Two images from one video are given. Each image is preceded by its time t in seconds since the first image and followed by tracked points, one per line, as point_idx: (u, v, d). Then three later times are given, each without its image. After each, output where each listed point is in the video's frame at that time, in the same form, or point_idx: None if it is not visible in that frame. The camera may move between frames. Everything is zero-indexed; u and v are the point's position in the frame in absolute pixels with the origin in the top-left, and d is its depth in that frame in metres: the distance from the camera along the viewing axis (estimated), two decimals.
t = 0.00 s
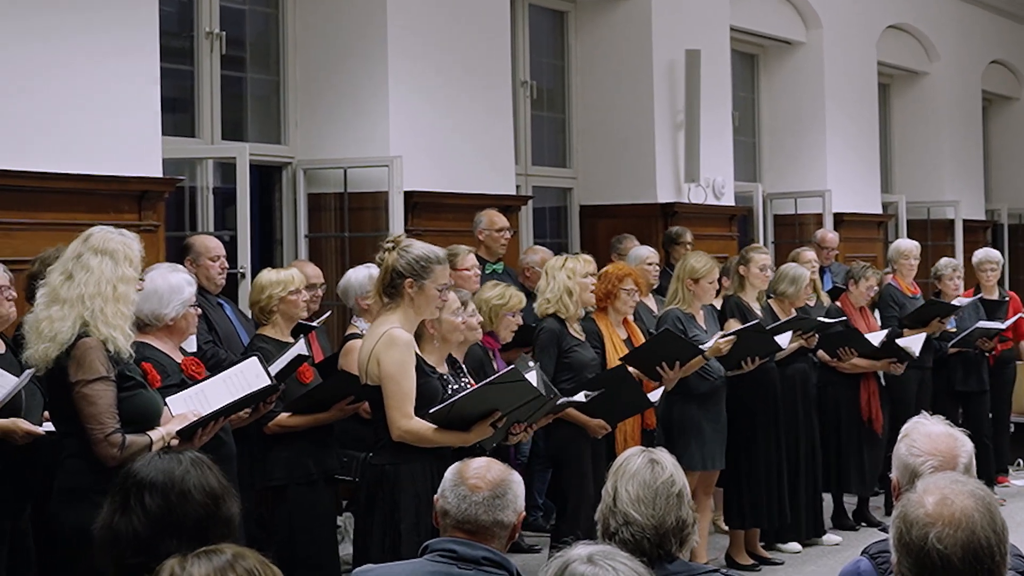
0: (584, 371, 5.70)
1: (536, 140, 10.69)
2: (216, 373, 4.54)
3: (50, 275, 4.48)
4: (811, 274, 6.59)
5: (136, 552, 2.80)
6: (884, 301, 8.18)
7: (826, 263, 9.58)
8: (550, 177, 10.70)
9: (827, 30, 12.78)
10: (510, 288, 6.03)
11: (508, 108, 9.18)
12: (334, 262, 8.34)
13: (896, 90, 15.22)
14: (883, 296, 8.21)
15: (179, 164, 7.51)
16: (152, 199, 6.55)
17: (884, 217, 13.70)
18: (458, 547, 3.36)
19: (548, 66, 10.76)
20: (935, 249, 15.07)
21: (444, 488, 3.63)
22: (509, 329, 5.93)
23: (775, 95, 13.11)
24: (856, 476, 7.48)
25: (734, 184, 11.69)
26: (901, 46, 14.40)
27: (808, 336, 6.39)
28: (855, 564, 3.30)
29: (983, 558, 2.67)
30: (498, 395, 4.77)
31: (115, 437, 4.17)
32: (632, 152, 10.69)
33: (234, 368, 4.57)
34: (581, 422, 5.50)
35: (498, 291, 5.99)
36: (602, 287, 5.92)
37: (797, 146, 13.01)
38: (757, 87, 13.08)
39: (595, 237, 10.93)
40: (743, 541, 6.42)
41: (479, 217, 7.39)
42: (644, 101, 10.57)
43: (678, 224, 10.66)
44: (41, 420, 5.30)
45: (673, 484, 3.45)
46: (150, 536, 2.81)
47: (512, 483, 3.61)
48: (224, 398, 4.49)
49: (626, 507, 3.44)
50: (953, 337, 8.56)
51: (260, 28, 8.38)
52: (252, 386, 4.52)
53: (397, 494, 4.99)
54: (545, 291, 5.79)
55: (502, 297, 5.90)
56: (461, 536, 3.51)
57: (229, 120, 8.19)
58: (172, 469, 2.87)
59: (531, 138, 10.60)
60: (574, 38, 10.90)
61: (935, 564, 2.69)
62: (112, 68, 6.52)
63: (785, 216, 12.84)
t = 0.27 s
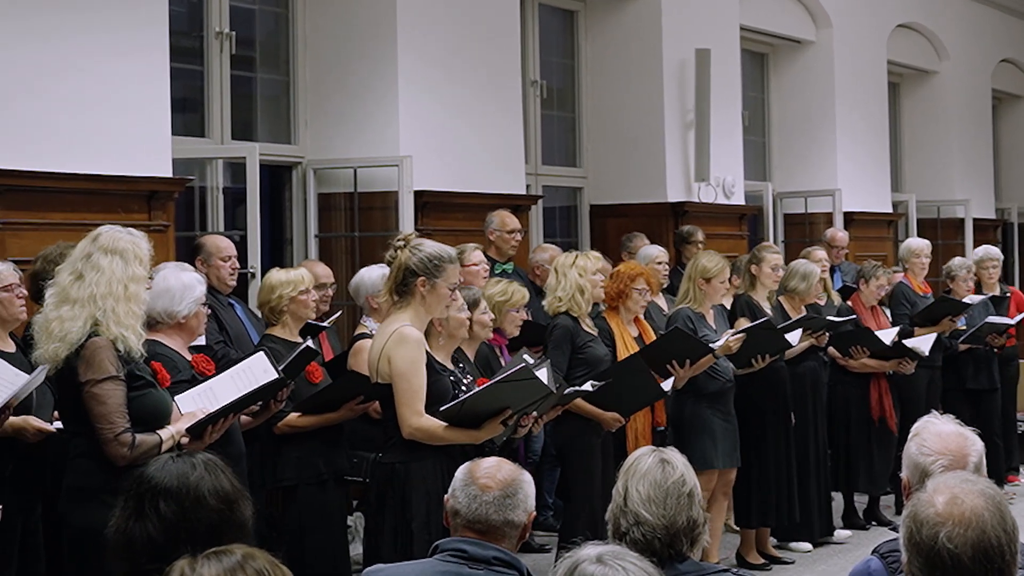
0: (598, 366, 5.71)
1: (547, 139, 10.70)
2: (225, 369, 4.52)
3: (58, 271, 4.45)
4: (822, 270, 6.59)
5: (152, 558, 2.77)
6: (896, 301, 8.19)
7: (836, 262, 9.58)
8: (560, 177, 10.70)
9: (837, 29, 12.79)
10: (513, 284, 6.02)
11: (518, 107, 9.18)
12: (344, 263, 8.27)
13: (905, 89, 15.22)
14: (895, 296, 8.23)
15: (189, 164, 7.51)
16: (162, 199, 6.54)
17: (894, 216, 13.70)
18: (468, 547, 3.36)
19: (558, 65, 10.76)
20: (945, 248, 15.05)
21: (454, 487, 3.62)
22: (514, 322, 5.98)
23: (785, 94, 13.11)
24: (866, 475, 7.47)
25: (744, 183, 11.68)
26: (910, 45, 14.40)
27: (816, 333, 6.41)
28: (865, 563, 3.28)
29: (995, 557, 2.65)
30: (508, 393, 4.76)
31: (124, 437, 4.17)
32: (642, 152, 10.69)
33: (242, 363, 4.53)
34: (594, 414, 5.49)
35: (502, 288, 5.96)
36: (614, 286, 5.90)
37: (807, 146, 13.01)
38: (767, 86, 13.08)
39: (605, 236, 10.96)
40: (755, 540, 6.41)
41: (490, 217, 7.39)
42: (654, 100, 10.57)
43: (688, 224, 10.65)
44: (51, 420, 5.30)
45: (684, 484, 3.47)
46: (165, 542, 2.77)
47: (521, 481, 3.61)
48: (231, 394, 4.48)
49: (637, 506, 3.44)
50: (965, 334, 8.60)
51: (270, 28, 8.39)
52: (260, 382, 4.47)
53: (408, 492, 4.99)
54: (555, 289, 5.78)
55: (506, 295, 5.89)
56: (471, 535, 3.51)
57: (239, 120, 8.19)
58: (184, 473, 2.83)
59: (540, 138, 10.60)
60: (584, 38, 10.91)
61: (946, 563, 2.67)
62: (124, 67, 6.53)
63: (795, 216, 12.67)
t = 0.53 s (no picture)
0: (608, 369, 5.74)
1: (557, 138, 10.71)
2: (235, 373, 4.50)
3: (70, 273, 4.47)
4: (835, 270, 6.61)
5: (146, 552, 2.85)
6: (904, 300, 8.24)
7: (846, 261, 9.59)
8: (570, 176, 10.71)
9: (846, 29, 12.78)
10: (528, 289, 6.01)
11: (529, 107, 9.18)
12: (355, 263, 8.31)
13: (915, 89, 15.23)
14: (902, 295, 8.27)
15: (199, 164, 7.51)
16: (173, 199, 6.53)
17: (904, 215, 13.70)
18: (478, 545, 3.36)
19: (568, 65, 10.77)
20: (955, 246, 15.04)
21: (463, 487, 3.62)
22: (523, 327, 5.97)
23: (795, 93, 13.10)
24: (876, 474, 7.48)
25: (754, 183, 11.68)
26: (920, 44, 14.40)
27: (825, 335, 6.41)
28: (876, 562, 3.27)
29: (1004, 555, 2.62)
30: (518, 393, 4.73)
31: (133, 438, 4.17)
32: (652, 152, 10.68)
33: (254, 367, 4.52)
34: (603, 420, 5.51)
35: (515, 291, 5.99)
36: (627, 286, 5.90)
37: (817, 145, 13.01)
38: (778, 85, 13.06)
39: (615, 235, 10.97)
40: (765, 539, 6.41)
41: (501, 216, 7.37)
42: (664, 100, 10.57)
43: (698, 224, 10.65)
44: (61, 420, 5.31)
45: (695, 483, 3.46)
46: (156, 536, 2.85)
47: (532, 481, 3.60)
48: (242, 398, 4.44)
49: (648, 505, 3.45)
50: (976, 333, 8.62)
51: (280, 28, 8.39)
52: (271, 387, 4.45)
53: (418, 492, 4.99)
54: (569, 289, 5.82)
55: (518, 298, 5.89)
56: (481, 535, 3.51)
57: (249, 121, 8.19)
58: (169, 468, 2.93)
59: (550, 137, 10.61)
60: (594, 37, 10.91)
61: (955, 562, 2.64)
62: (136, 68, 6.53)
63: (805, 215, 12.80)
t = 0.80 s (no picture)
0: (618, 363, 5.74)
1: (566, 132, 10.73)
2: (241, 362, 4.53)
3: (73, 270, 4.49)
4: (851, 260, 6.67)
5: (172, 552, 2.75)
6: (911, 294, 8.26)
7: (856, 255, 9.59)
8: (579, 170, 10.73)
9: (856, 23, 12.77)
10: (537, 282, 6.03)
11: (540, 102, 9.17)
12: (364, 255, 8.25)
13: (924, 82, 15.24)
14: (910, 290, 8.29)
15: (209, 159, 7.52)
16: (182, 194, 6.56)
17: (914, 209, 13.68)
18: (488, 541, 3.34)
19: (577, 59, 10.79)
20: (965, 240, 15.03)
21: (472, 482, 3.63)
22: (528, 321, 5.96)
23: (805, 87, 13.11)
24: (888, 467, 7.49)
25: (764, 177, 11.69)
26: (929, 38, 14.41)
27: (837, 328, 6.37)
28: (886, 556, 3.27)
29: (1016, 548, 2.52)
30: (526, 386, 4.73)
31: (142, 433, 4.16)
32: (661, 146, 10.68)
33: (260, 355, 4.54)
34: (612, 411, 5.54)
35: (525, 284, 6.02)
36: (637, 279, 5.90)
37: (827, 139, 13.02)
38: (786, 80, 13.09)
39: (626, 230, 10.97)
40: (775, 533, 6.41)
41: (514, 212, 7.38)
42: (674, 93, 10.58)
43: (708, 218, 10.64)
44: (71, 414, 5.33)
45: (705, 477, 3.45)
46: (184, 536, 2.76)
47: (541, 475, 3.60)
48: (248, 387, 4.49)
49: (657, 500, 3.44)
50: (988, 326, 8.63)
51: (289, 23, 8.41)
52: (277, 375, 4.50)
53: (427, 486, 4.99)
54: (577, 283, 5.83)
55: (525, 291, 5.88)
56: (490, 529, 3.51)
57: (258, 115, 8.22)
58: (203, 468, 2.82)
59: (560, 131, 10.65)
60: (603, 32, 10.93)
61: (965, 556, 2.54)
62: (148, 63, 6.53)
63: (815, 208, 12.94)
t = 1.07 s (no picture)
0: (629, 362, 5.73)
1: (577, 130, 10.76)
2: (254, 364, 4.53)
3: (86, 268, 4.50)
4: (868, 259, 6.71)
5: (197, 543, 2.71)
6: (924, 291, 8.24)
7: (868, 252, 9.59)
8: (590, 168, 10.75)
9: (867, 20, 12.79)
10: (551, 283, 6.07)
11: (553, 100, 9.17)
12: (376, 254, 8.25)
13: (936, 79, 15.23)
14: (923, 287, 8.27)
15: (221, 157, 7.53)
16: (193, 193, 6.54)
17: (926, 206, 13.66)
18: (501, 539, 3.33)
19: (588, 56, 10.82)
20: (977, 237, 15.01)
21: (485, 480, 3.63)
22: (541, 320, 5.98)
23: (817, 84, 13.11)
24: (901, 464, 7.49)
25: (776, 175, 11.70)
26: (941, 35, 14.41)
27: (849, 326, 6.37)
28: (898, 553, 3.26)
29: None
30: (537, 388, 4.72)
31: (150, 432, 4.17)
32: (673, 145, 10.69)
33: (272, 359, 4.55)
34: (624, 412, 5.53)
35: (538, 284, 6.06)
36: (650, 277, 5.91)
37: (839, 136, 13.02)
38: (798, 77, 13.10)
39: (638, 228, 10.97)
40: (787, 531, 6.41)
41: (527, 210, 7.38)
42: (685, 91, 10.58)
43: (720, 216, 10.65)
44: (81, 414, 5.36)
45: (717, 474, 3.43)
46: (211, 532, 2.71)
47: (553, 473, 3.61)
48: (259, 389, 4.49)
49: (670, 497, 3.42)
50: (1004, 323, 8.62)
51: (301, 21, 8.43)
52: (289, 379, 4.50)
53: (437, 487, 5.00)
54: (587, 282, 5.82)
55: (537, 291, 5.93)
56: (502, 526, 3.51)
57: (270, 113, 8.25)
58: (240, 467, 2.77)
59: (572, 129, 10.69)
60: (615, 29, 10.94)
61: (977, 552, 2.51)
62: (161, 62, 6.54)
63: (826, 206, 12.80)
